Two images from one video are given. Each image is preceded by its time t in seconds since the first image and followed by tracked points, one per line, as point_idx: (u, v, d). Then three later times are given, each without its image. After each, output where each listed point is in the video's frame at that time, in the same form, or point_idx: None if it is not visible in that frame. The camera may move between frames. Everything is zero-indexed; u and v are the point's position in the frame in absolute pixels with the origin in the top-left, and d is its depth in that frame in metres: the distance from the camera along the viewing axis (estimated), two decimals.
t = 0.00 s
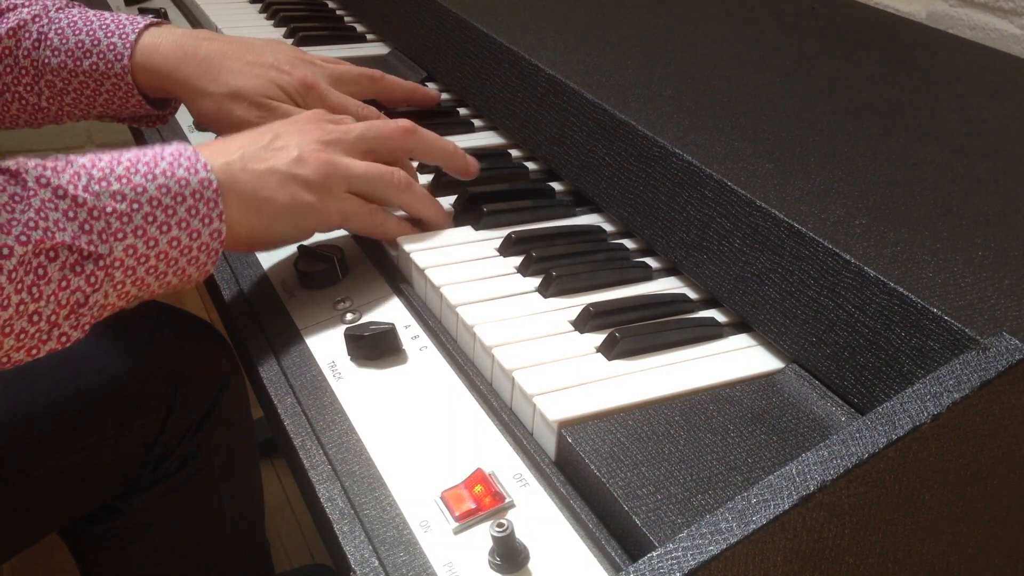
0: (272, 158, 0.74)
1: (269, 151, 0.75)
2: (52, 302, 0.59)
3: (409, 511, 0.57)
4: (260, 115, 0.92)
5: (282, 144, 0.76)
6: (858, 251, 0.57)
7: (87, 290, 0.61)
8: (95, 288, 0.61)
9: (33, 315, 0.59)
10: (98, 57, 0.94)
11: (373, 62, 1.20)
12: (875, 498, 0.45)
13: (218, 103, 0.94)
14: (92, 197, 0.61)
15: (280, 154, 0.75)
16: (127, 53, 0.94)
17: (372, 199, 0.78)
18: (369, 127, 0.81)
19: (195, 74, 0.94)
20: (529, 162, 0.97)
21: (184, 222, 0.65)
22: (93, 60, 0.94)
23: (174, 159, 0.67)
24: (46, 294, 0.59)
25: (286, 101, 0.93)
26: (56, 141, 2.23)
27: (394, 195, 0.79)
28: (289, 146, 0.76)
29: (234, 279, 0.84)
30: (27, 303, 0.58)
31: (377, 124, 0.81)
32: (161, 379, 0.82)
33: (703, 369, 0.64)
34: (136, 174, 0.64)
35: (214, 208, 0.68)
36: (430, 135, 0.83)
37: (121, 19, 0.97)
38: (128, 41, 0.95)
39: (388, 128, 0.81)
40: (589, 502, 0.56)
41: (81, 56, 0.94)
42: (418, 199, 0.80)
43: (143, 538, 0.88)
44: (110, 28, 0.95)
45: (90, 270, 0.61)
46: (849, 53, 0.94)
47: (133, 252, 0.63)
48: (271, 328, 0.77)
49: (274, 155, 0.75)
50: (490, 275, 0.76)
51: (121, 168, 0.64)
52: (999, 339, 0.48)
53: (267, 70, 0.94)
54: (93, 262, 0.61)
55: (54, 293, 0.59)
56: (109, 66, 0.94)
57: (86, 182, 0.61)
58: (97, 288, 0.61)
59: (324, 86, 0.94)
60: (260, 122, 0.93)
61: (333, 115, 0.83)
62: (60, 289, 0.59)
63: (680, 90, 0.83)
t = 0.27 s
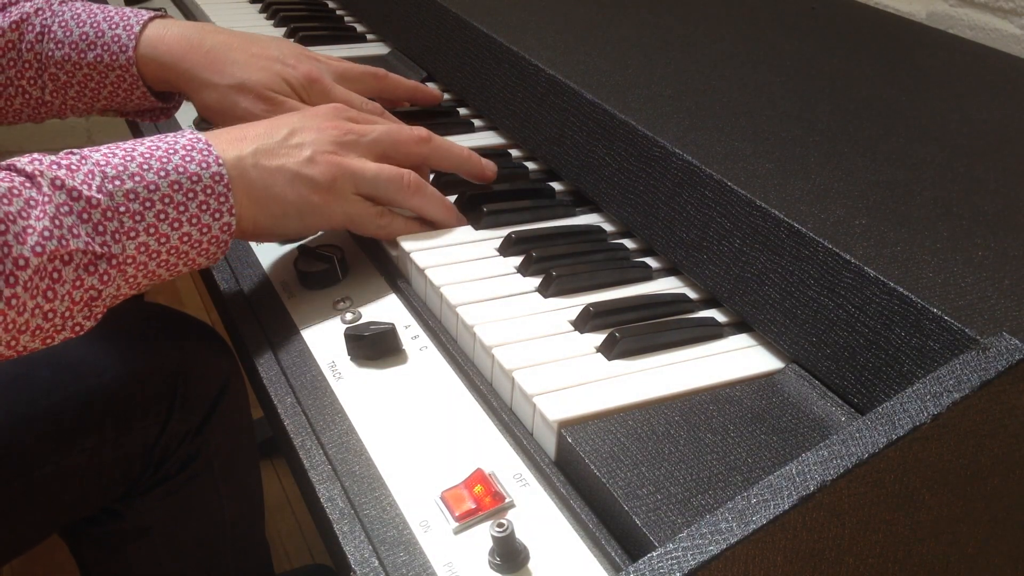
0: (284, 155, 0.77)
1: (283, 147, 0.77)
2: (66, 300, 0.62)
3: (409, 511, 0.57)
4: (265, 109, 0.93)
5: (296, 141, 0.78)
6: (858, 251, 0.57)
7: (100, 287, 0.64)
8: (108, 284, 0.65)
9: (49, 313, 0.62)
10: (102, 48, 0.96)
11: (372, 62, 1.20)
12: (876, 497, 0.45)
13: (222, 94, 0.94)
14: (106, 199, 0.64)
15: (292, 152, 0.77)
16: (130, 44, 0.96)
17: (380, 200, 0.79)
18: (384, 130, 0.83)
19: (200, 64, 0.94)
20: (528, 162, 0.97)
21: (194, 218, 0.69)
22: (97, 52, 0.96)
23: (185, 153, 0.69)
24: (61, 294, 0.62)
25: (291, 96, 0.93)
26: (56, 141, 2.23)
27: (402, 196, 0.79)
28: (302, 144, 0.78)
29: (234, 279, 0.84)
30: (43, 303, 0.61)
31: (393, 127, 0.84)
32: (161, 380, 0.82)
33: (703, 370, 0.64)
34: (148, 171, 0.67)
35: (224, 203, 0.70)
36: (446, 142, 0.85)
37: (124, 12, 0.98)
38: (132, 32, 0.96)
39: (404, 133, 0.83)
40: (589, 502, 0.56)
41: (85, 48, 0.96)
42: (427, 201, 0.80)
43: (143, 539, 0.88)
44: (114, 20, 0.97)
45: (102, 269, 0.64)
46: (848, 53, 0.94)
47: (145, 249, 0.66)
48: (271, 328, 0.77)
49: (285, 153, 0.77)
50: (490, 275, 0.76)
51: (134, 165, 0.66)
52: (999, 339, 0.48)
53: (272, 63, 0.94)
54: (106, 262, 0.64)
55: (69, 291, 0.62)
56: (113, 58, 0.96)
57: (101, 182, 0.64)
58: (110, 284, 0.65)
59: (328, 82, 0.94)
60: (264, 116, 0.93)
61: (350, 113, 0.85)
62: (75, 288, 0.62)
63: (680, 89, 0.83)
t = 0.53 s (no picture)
0: (287, 157, 0.77)
1: (286, 150, 0.77)
2: (70, 305, 0.63)
3: (409, 511, 0.57)
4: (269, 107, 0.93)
5: (300, 144, 0.78)
6: (858, 251, 0.57)
7: (104, 292, 0.65)
8: (112, 288, 0.65)
9: (53, 318, 0.62)
10: (103, 44, 0.95)
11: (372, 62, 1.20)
12: (876, 497, 0.45)
13: (225, 91, 0.93)
14: (111, 205, 0.64)
15: (295, 155, 0.77)
16: (132, 41, 0.95)
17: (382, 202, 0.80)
18: (388, 133, 0.83)
19: (203, 61, 0.94)
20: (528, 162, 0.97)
21: (197, 223, 0.70)
22: (97, 47, 0.95)
23: (189, 159, 0.70)
24: (65, 300, 0.62)
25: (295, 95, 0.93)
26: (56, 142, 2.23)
27: (404, 198, 0.79)
28: (305, 146, 0.78)
29: (235, 279, 0.84)
30: (48, 309, 0.61)
31: (397, 130, 0.83)
32: (160, 380, 0.82)
33: (703, 370, 0.64)
34: (152, 177, 0.67)
35: (227, 208, 0.71)
36: (449, 145, 0.84)
37: (126, 7, 0.98)
38: (134, 28, 0.95)
39: (409, 137, 0.83)
40: (589, 502, 0.56)
41: (85, 43, 0.95)
42: (429, 205, 0.80)
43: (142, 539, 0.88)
44: (116, 15, 0.96)
45: (107, 274, 0.64)
46: (848, 53, 0.94)
47: (149, 254, 0.67)
48: (271, 329, 0.77)
49: (288, 155, 0.77)
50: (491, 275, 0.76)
51: (139, 171, 0.67)
52: (1000, 339, 0.48)
53: (275, 61, 0.94)
54: (110, 267, 0.64)
55: (73, 297, 0.62)
56: (114, 54, 0.95)
57: (106, 188, 0.65)
58: (114, 289, 0.65)
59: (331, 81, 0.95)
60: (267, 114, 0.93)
61: (355, 114, 0.85)
62: (79, 293, 0.63)
63: (680, 89, 0.83)
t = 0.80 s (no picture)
0: (292, 155, 0.77)
1: (291, 147, 0.77)
2: (76, 302, 0.62)
3: (409, 511, 0.57)
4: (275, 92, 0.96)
5: (305, 142, 0.78)
6: (858, 251, 0.57)
7: (109, 289, 0.64)
8: (116, 286, 0.65)
9: (58, 315, 0.62)
10: (107, 36, 0.96)
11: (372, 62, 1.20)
12: (876, 496, 0.45)
13: (230, 77, 0.96)
14: (117, 203, 0.64)
15: (300, 153, 0.77)
16: (136, 32, 0.97)
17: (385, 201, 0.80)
18: (392, 133, 0.83)
19: (209, 50, 0.97)
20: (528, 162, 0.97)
21: (202, 222, 0.70)
22: (101, 39, 0.96)
23: (194, 158, 0.70)
24: (71, 297, 0.62)
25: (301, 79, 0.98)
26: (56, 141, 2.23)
27: (407, 197, 0.79)
28: (310, 144, 0.78)
29: (235, 279, 0.84)
30: (53, 306, 0.61)
31: (401, 130, 0.83)
32: (160, 380, 0.82)
33: (703, 370, 0.64)
34: (158, 176, 0.67)
35: (231, 207, 0.71)
36: (452, 145, 0.85)
37: None
38: (139, 20, 0.97)
39: (412, 137, 0.83)
40: (589, 502, 0.56)
41: (89, 35, 0.96)
42: (431, 204, 0.80)
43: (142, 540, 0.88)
44: (120, 7, 0.97)
45: (112, 271, 0.64)
46: (848, 53, 0.94)
47: (154, 252, 0.67)
48: (271, 328, 0.77)
49: (292, 153, 0.77)
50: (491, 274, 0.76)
51: (144, 169, 0.67)
52: (1000, 339, 0.48)
53: (281, 46, 0.98)
54: (115, 264, 0.64)
55: (79, 294, 0.62)
56: (118, 45, 0.97)
57: (111, 186, 0.65)
58: (119, 286, 0.65)
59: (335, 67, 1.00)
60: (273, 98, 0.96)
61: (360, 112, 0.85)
62: (85, 290, 0.63)
63: (680, 89, 0.83)
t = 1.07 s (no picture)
0: (304, 128, 0.73)
1: (303, 120, 0.74)
2: (90, 270, 0.59)
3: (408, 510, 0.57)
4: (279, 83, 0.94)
5: (317, 116, 0.75)
6: (857, 251, 0.57)
7: (123, 256, 0.60)
8: (130, 253, 0.61)
9: (73, 283, 0.58)
10: (111, 18, 0.95)
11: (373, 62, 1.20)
12: (875, 497, 0.45)
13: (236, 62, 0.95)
14: (130, 167, 0.61)
15: (312, 125, 0.74)
16: (141, 13, 0.96)
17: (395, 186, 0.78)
18: (406, 118, 0.81)
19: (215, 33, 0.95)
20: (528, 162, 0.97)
21: (215, 187, 0.65)
22: (105, 21, 0.95)
23: (205, 122, 0.66)
24: (86, 263, 0.58)
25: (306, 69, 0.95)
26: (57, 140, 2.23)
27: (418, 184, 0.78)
28: (322, 119, 0.75)
29: (235, 279, 0.84)
30: (67, 272, 0.58)
31: (415, 116, 0.82)
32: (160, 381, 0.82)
33: (703, 370, 0.64)
34: (170, 140, 0.64)
35: (243, 171, 0.67)
36: (467, 138, 0.84)
37: None
38: (143, 2, 0.96)
39: (428, 124, 0.82)
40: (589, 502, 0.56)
41: (93, 17, 0.95)
42: (437, 196, 0.80)
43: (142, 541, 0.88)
44: None
45: (125, 237, 0.60)
46: (848, 52, 0.94)
47: (167, 218, 0.63)
48: (271, 328, 0.77)
49: (304, 125, 0.73)
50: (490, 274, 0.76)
51: (157, 134, 0.63)
52: (999, 339, 0.48)
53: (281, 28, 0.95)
54: (129, 229, 0.60)
55: (93, 261, 0.59)
56: (123, 27, 0.95)
57: (124, 151, 0.61)
58: (133, 254, 0.61)
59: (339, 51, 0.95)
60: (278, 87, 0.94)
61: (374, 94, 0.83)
62: (99, 257, 0.59)
63: (680, 89, 0.83)
